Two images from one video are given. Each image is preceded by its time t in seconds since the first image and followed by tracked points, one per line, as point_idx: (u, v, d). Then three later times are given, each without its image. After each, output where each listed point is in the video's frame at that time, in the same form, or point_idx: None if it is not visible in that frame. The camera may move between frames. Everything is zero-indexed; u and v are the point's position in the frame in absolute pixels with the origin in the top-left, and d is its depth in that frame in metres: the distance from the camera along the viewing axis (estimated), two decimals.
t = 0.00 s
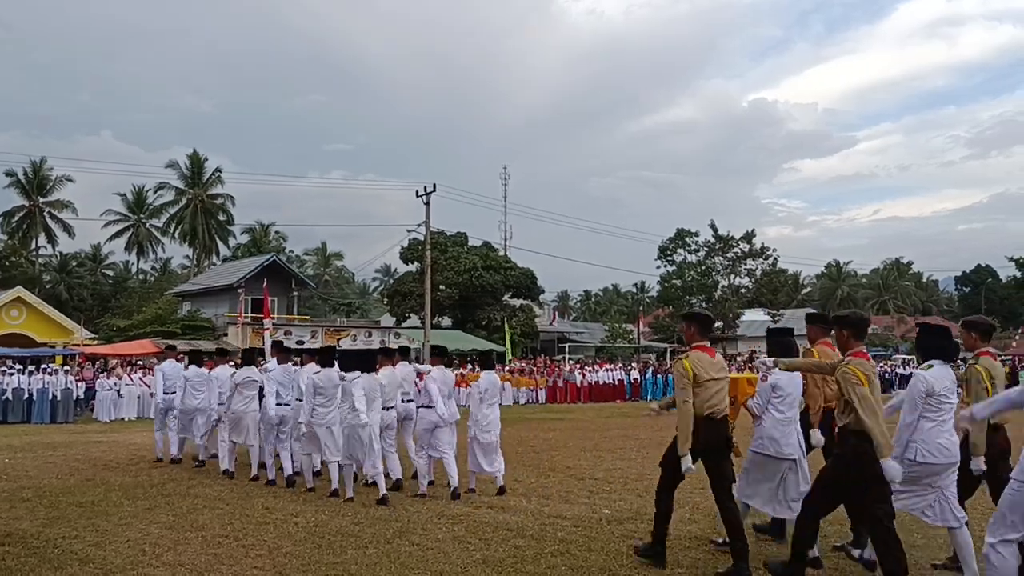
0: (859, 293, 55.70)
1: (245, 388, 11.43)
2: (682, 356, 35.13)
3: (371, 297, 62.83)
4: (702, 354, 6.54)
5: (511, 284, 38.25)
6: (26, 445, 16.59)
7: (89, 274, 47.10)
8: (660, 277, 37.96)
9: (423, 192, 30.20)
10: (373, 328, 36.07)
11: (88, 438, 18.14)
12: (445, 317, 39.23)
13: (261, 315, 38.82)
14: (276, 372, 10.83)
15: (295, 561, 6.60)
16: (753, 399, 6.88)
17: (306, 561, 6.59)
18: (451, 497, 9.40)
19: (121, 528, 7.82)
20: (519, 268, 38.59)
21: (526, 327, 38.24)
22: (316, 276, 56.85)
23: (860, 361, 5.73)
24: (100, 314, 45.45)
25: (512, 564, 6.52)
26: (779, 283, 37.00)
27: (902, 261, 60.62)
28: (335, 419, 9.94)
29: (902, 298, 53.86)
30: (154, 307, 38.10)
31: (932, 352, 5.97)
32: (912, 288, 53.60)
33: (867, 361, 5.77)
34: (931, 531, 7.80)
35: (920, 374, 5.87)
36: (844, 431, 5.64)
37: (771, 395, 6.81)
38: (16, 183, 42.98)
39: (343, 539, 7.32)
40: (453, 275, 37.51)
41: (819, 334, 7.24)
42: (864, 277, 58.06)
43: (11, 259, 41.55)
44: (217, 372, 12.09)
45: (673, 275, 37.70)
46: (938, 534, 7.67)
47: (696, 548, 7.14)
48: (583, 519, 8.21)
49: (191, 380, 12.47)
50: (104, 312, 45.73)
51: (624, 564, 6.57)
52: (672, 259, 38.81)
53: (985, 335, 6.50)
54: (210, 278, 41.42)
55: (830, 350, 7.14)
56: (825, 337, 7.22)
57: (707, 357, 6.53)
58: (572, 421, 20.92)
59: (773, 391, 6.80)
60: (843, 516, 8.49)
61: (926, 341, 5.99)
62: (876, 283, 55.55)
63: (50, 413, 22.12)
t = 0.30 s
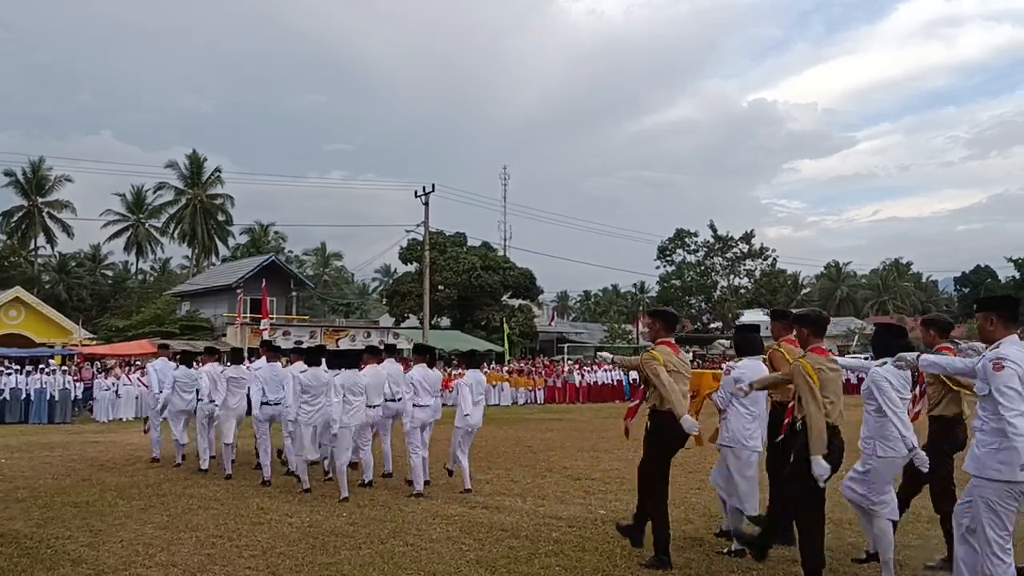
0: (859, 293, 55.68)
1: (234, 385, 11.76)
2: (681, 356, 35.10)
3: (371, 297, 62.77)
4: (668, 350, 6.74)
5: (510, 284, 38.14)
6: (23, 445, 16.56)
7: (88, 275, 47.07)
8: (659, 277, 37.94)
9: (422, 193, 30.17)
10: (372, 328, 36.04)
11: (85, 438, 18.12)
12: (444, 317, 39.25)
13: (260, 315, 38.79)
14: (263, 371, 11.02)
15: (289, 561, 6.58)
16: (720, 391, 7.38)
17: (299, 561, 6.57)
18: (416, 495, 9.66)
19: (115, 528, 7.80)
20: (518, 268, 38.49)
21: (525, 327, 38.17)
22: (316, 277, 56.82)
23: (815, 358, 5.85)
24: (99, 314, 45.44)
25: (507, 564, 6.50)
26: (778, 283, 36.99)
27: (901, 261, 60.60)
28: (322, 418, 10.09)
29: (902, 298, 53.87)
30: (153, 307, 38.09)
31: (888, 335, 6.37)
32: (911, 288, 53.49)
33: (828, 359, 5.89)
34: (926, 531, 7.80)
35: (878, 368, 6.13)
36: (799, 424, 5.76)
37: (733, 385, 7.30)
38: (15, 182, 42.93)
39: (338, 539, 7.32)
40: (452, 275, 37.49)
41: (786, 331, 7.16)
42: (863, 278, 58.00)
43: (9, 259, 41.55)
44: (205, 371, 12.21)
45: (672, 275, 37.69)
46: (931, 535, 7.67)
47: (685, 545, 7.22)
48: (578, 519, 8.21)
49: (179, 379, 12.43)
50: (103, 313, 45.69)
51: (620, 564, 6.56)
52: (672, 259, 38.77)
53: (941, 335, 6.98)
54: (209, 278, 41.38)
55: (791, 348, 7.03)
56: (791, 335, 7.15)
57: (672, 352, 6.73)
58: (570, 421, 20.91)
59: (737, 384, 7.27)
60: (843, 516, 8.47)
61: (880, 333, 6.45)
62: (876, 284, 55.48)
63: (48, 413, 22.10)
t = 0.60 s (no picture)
0: (858, 294, 55.65)
1: (224, 385, 11.76)
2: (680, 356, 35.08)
3: (370, 298, 62.74)
4: (635, 353, 6.80)
5: (509, 284, 38.05)
6: (20, 445, 16.52)
7: (88, 275, 47.06)
8: (658, 278, 37.93)
9: (422, 194, 30.13)
10: (370, 328, 36.02)
11: (82, 438, 18.10)
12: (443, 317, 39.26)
13: (258, 315, 38.78)
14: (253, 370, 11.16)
15: (284, 561, 6.56)
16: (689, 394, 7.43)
17: (295, 562, 6.55)
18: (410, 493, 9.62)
19: (111, 528, 7.78)
20: (517, 268, 38.42)
21: (524, 327, 38.14)
22: (315, 277, 56.81)
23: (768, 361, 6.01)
24: (98, 314, 45.43)
25: (502, 564, 6.49)
26: (777, 284, 36.97)
27: (900, 261, 60.58)
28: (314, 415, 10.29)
29: (901, 299, 53.85)
30: (152, 307, 38.08)
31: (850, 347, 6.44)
32: (911, 289, 53.46)
33: (786, 362, 5.99)
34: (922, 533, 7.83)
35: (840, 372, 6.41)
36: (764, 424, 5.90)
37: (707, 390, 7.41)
38: (14, 183, 42.89)
39: (333, 539, 7.30)
40: (451, 275, 37.49)
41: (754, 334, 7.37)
42: (862, 278, 57.98)
43: (8, 259, 41.54)
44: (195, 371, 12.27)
45: (671, 275, 37.68)
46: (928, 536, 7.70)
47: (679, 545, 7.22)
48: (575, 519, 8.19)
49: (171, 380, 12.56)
50: (102, 313, 45.68)
51: (616, 565, 6.55)
52: (671, 260, 38.73)
53: (910, 338, 6.77)
54: (208, 278, 41.34)
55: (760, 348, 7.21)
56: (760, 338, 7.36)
57: (640, 356, 6.80)
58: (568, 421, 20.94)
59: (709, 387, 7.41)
60: (836, 516, 8.50)
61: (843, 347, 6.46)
62: (875, 284, 55.44)
63: (46, 413, 22.06)
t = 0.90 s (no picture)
0: (858, 294, 55.62)
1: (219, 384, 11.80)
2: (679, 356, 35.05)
3: (370, 298, 62.70)
4: (611, 350, 7.06)
5: (509, 284, 38.03)
6: (20, 445, 16.52)
7: (87, 275, 47.03)
8: (658, 278, 37.90)
9: (422, 193, 30.21)
10: (370, 328, 36.02)
11: (82, 438, 18.09)
12: (442, 317, 39.26)
13: (257, 315, 38.78)
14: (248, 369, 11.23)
15: (282, 560, 6.56)
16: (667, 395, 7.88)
17: (293, 561, 6.55)
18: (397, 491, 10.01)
19: (109, 528, 7.79)
20: (516, 268, 38.39)
21: (524, 327, 38.14)
22: (315, 277, 56.78)
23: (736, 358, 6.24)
24: (98, 314, 45.41)
25: (501, 564, 6.47)
26: (777, 284, 36.95)
27: (900, 261, 60.46)
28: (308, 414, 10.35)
29: (901, 298, 53.83)
30: (152, 307, 38.07)
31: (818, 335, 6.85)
32: (910, 289, 53.45)
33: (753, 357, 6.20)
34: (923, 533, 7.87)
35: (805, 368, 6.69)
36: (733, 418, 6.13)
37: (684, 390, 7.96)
38: (13, 182, 42.86)
39: (332, 539, 7.28)
40: (450, 275, 37.49)
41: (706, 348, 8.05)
42: (862, 278, 57.91)
43: (7, 259, 41.51)
44: (189, 368, 12.31)
45: (671, 275, 37.67)
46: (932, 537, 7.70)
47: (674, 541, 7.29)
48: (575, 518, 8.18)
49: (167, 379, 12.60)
50: (101, 313, 45.66)
51: (616, 564, 6.53)
52: (670, 260, 38.74)
53: (880, 336, 6.87)
54: (208, 278, 41.34)
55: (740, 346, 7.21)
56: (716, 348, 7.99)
57: (616, 353, 7.04)
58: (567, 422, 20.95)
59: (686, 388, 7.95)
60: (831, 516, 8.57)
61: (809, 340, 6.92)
62: (874, 284, 55.41)
63: (45, 413, 22.07)
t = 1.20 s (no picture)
0: (861, 294, 55.52)
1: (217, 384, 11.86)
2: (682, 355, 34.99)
3: (372, 297, 62.73)
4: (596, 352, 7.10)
5: (511, 284, 38.00)
6: (23, 443, 16.53)
7: (91, 274, 47.11)
8: (661, 277, 37.86)
9: (424, 192, 30.23)
10: (373, 327, 36.03)
11: (85, 436, 18.09)
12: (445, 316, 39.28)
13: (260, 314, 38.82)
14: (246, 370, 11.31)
15: (285, 559, 6.55)
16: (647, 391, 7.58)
17: (296, 559, 6.55)
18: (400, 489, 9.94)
19: (112, 526, 7.79)
20: (519, 268, 38.38)
21: (526, 327, 38.12)
22: (318, 276, 56.82)
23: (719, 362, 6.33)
24: (101, 313, 45.47)
25: (503, 562, 6.46)
26: (780, 283, 36.89)
27: (903, 261, 60.32)
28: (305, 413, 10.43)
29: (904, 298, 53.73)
30: (155, 306, 38.10)
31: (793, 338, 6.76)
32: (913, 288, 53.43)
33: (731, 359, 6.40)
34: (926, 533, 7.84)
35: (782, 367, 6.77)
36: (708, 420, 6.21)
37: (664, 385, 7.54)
38: (17, 181, 42.93)
39: (335, 537, 7.27)
40: (453, 275, 37.49)
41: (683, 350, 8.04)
42: (866, 278, 57.80)
43: (11, 258, 41.59)
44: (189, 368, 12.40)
45: (674, 275, 37.63)
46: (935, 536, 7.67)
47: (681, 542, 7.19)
48: (578, 517, 8.17)
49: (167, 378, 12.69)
50: (105, 312, 45.73)
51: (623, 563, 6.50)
52: (673, 260, 38.70)
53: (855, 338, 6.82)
54: (211, 276, 41.39)
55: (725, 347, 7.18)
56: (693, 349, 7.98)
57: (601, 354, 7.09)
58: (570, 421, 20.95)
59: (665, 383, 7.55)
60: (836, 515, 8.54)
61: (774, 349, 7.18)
62: (878, 284, 55.36)
63: (48, 412, 22.10)
